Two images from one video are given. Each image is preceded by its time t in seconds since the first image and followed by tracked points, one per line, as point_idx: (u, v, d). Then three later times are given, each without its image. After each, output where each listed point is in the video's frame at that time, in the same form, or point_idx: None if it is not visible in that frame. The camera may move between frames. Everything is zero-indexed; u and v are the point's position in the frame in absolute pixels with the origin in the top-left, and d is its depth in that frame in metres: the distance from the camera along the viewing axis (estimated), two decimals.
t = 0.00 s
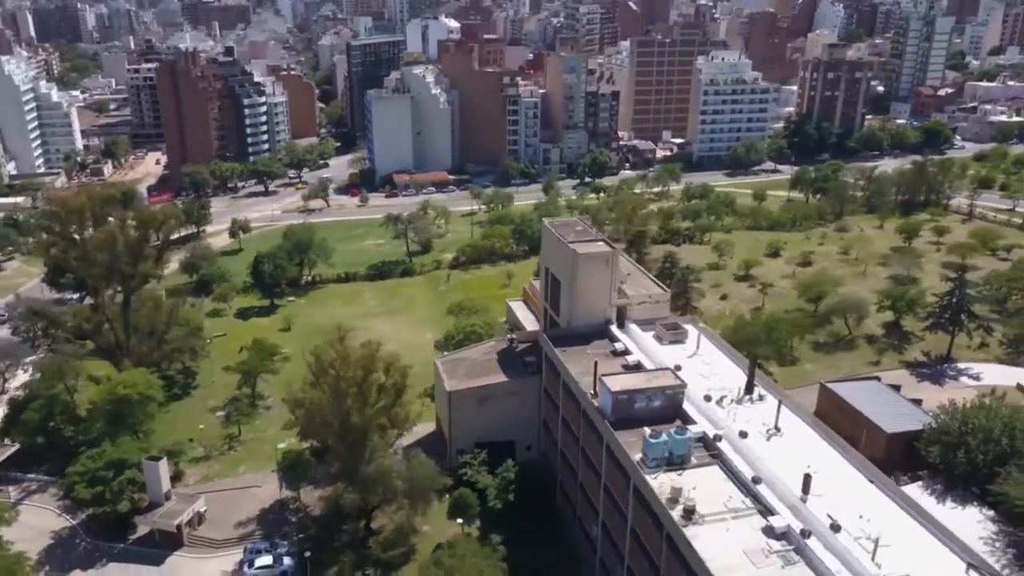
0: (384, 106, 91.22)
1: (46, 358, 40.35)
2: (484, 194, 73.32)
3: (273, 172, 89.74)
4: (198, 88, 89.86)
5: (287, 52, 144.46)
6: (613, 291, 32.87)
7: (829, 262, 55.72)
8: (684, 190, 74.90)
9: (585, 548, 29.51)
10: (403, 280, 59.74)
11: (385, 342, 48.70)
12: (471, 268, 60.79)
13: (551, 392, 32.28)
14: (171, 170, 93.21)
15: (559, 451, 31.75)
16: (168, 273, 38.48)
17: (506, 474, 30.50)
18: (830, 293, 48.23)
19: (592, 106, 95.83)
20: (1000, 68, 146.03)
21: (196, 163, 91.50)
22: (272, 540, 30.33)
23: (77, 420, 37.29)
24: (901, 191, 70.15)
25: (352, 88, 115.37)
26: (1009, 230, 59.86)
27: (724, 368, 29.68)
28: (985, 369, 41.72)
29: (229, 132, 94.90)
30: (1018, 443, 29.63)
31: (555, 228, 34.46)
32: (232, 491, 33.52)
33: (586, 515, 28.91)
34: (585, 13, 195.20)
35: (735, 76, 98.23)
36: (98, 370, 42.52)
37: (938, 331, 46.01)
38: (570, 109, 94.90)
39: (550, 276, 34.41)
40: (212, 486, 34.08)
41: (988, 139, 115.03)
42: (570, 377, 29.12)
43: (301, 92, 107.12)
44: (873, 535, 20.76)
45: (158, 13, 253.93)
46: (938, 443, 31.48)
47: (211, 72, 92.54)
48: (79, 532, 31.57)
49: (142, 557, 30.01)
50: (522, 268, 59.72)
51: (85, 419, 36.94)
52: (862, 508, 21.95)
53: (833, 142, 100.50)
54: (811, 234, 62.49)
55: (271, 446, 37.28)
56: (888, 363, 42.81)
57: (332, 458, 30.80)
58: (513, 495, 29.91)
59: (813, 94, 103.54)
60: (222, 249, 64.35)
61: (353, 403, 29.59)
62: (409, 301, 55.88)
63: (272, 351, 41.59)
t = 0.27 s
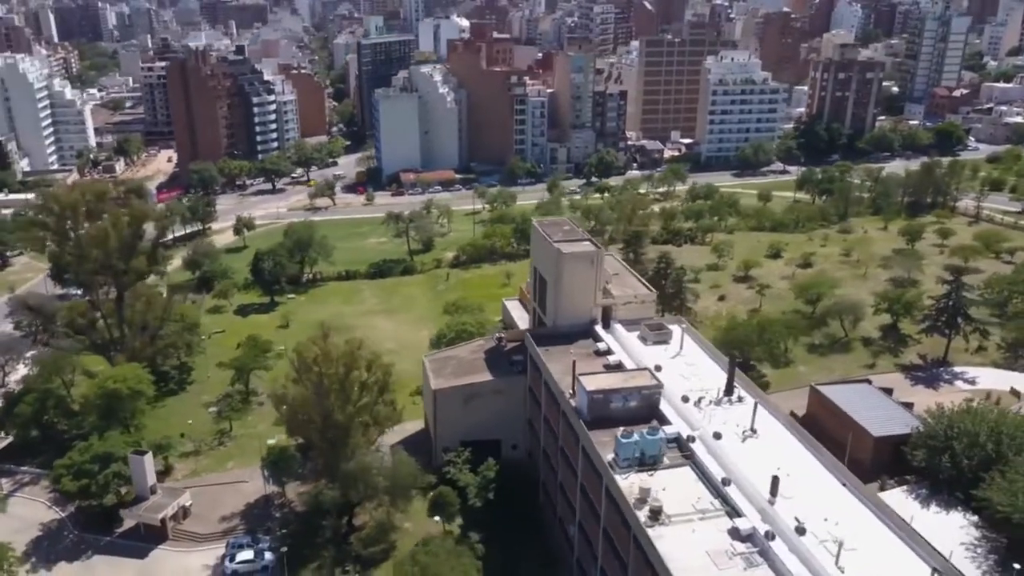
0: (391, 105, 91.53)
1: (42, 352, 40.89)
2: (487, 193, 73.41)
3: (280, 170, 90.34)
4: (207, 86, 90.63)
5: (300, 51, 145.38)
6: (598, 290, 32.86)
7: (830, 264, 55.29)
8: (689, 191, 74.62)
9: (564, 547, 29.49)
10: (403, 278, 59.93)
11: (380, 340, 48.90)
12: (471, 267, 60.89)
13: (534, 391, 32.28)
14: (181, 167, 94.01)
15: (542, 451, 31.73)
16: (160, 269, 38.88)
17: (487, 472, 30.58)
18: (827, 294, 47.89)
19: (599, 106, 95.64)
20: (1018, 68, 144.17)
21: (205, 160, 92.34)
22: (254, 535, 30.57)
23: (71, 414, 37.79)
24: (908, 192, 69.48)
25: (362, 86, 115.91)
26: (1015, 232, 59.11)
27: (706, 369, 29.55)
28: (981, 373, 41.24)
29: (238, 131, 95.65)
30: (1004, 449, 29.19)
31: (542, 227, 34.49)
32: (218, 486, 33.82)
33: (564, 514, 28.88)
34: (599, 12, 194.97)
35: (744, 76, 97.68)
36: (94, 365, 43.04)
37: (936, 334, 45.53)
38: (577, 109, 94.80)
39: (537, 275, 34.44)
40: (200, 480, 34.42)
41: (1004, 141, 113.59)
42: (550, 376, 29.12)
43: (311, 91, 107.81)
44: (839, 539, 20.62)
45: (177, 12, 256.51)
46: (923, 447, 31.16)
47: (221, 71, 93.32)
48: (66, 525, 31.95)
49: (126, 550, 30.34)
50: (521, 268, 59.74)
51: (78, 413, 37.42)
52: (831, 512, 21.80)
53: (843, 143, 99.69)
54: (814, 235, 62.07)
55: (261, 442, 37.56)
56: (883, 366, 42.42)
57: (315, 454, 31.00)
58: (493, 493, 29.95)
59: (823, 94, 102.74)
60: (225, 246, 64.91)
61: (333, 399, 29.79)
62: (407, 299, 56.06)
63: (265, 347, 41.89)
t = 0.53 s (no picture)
0: (399, 105, 91.88)
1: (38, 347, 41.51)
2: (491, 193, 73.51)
3: (289, 169, 90.98)
4: (218, 86, 91.52)
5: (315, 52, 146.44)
6: (580, 291, 32.84)
7: (830, 266, 54.82)
8: (693, 192, 74.28)
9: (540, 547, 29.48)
10: (402, 278, 60.14)
11: (375, 339, 49.14)
12: (471, 267, 61.00)
13: (515, 390, 32.32)
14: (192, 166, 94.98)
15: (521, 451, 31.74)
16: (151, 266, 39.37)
17: (465, 472, 30.69)
18: (823, 297, 47.49)
19: (608, 107, 95.35)
20: None
21: (215, 159, 93.20)
22: (234, 530, 30.85)
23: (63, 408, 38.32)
24: (915, 195, 68.69)
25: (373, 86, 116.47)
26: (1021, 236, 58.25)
27: (684, 370, 29.44)
28: (976, 378, 40.71)
29: (248, 130, 96.46)
30: (986, 454, 28.97)
31: (527, 228, 34.52)
32: (203, 481, 34.18)
33: (539, 514, 28.89)
34: (615, 13, 194.62)
35: (754, 77, 97.06)
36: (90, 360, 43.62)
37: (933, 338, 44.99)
38: (585, 109, 94.60)
39: (521, 276, 34.49)
40: (186, 476, 34.77)
41: (1021, 143, 111.94)
42: (527, 376, 29.15)
43: (322, 91, 108.58)
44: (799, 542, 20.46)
45: (197, 13, 259.15)
46: (906, 452, 30.85)
47: (232, 70, 94.19)
48: (53, 517, 32.40)
49: (109, 543, 30.73)
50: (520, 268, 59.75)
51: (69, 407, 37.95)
52: (795, 516, 21.63)
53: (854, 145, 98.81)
54: (816, 237, 61.56)
55: (249, 438, 37.88)
56: (876, 370, 41.99)
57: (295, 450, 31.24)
58: (470, 493, 30.01)
59: (835, 96, 101.85)
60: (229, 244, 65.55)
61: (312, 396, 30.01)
62: (405, 298, 56.25)
63: (256, 344, 42.23)
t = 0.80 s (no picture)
0: (406, 104, 92.19)
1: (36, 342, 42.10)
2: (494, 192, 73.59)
3: (296, 168, 91.48)
4: (226, 84, 92.22)
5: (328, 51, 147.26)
6: (564, 291, 32.90)
7: (830, 268, 54.42)
8: (697, 193, 73.99)
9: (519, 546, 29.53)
10: (402, 276, 60.33)
11: (370, 337, 49.36)
12: (471, 266, 61.10)
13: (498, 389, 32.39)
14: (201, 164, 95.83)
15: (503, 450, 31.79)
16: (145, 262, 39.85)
17: (445, 470, 30.82)
18: (820, 299, 47.18)
19: (614, 107, 95.02)
20: None
21: (223, 157, 93.98)
22: (217, 524, 31.16)
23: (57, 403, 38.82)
24: (920, 197, 68.02)
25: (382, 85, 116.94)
26: None
27: (664, 371, 29.39)
28: (971, 381, 40.28)
29: (257, 128, 97.12)
30: (969, 459, 28.72)
31: (514, 227, 34.62)
32: (190, 476, 34.51)
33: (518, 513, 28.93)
34: (628, 12, 194.25)
35: (762, 77, 96.46)
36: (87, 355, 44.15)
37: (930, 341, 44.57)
38: (592, 109, 94.36)
39: (508, 275, 34.59)
40: (174, 471, 35.11)
41: None
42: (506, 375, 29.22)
43: (331, 91, 109.22)
44: (763, 545, 20.37)
45: (215, 12, 261.23)
46: (890, 455, 30.63)
47: (241, 69, 94.85)
48: (42, 510, 32.82)
49: (94, 536, 31.12)
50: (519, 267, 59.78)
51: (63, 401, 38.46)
52: (762, 518, 21.55)
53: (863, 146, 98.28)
54: (818, 238, 61.14)
55: (239, 434, 38.16)
56: (869, 373, 41.65)
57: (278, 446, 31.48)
58: (449, 491, 30.10)
59: (845, 96, 101.02)
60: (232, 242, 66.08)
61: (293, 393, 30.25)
62: (403, 297, 56.44)
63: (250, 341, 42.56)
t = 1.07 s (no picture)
0: (414, 104, 92.61)
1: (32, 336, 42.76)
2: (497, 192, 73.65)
3: (305, 167, 92.02)
4: (236, 84, 93.09)
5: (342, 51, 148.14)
6: (546, 291, 32.93)
7: (830, 270, 53.97)
8: (701, 193, 73.63)
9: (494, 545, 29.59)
10: (402, 275, 60.57)
11: (365, 335, 49.64)
12: (470, 265, 61.23)
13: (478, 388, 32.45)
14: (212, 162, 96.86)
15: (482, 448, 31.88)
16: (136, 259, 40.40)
17: (423, 467, 30.87)
18: (815, 301, 46.82)
19: (622, 107, 94.64)
20: None
21: (233, 156, 94.93)
22: (198, 519, 31.44)
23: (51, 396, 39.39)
24: (926, 200, 67.22)
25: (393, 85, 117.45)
26: None
27: (641, 371, 29.29)
28: (964, 386, 39.74)
29: (267, 127, 97.81)
30: (948, 464, 28.41)
31: (499, 228, 34.71)
32: (175, 471, 34.87)
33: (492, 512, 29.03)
34: (643, 13, 193.71)
35: (772, 78, 95.70)
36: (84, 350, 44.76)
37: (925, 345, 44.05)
38: (600, 109, 94.08)
39: (492, 274, 34.66)
40: (161, 465, 35.50)
41: None
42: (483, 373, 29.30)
43: (342, 90, 109.95)
44: (719, 547, 20.30)
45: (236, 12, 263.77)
46: (870, 460, 30.34)
47: (252, 69, 95.61)
48: (30, 501, 33.19)
49: (78, 528, 31.48)
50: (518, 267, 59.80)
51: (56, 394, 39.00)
52: (723, 520, 21.45)
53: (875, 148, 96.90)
54: (820, 240, 60.62)
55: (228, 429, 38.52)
56: (861, 376, 41.26)
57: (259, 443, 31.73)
58: (425, 489, 30.20)
59: (857, 97, 100.05)
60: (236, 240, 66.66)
61: (272, 389, 30.60)
62: (402, 295, 56.67)
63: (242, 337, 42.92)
